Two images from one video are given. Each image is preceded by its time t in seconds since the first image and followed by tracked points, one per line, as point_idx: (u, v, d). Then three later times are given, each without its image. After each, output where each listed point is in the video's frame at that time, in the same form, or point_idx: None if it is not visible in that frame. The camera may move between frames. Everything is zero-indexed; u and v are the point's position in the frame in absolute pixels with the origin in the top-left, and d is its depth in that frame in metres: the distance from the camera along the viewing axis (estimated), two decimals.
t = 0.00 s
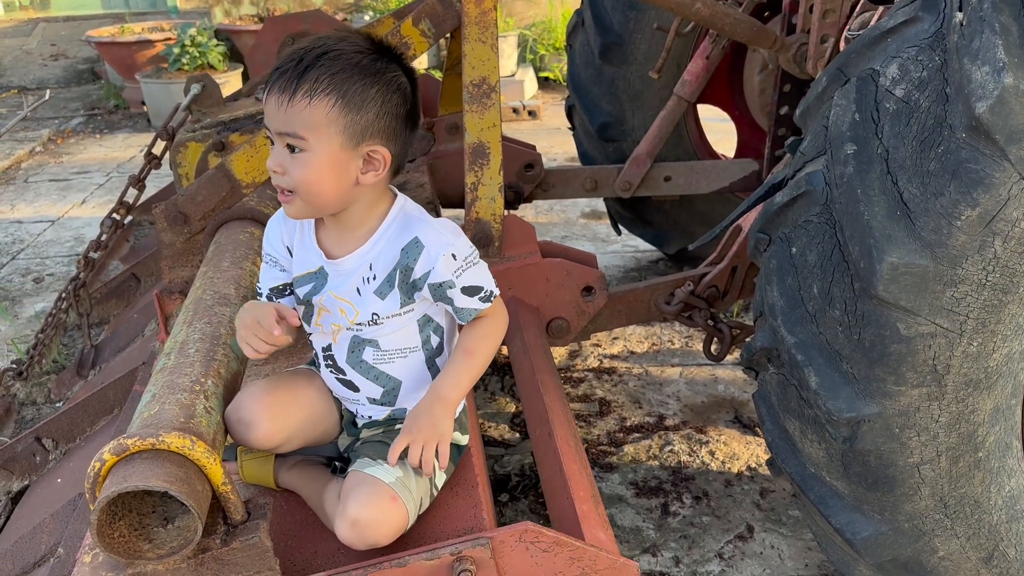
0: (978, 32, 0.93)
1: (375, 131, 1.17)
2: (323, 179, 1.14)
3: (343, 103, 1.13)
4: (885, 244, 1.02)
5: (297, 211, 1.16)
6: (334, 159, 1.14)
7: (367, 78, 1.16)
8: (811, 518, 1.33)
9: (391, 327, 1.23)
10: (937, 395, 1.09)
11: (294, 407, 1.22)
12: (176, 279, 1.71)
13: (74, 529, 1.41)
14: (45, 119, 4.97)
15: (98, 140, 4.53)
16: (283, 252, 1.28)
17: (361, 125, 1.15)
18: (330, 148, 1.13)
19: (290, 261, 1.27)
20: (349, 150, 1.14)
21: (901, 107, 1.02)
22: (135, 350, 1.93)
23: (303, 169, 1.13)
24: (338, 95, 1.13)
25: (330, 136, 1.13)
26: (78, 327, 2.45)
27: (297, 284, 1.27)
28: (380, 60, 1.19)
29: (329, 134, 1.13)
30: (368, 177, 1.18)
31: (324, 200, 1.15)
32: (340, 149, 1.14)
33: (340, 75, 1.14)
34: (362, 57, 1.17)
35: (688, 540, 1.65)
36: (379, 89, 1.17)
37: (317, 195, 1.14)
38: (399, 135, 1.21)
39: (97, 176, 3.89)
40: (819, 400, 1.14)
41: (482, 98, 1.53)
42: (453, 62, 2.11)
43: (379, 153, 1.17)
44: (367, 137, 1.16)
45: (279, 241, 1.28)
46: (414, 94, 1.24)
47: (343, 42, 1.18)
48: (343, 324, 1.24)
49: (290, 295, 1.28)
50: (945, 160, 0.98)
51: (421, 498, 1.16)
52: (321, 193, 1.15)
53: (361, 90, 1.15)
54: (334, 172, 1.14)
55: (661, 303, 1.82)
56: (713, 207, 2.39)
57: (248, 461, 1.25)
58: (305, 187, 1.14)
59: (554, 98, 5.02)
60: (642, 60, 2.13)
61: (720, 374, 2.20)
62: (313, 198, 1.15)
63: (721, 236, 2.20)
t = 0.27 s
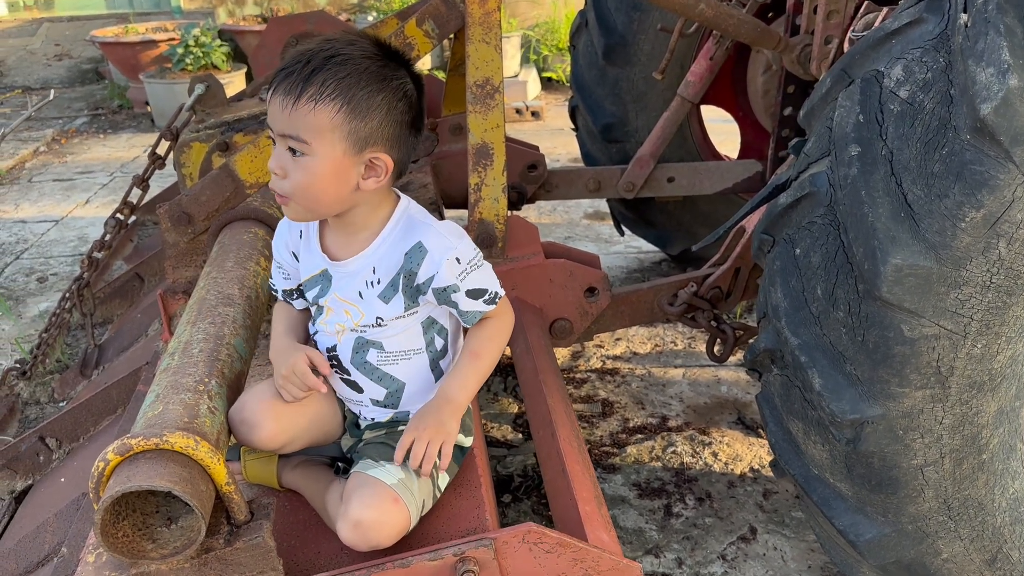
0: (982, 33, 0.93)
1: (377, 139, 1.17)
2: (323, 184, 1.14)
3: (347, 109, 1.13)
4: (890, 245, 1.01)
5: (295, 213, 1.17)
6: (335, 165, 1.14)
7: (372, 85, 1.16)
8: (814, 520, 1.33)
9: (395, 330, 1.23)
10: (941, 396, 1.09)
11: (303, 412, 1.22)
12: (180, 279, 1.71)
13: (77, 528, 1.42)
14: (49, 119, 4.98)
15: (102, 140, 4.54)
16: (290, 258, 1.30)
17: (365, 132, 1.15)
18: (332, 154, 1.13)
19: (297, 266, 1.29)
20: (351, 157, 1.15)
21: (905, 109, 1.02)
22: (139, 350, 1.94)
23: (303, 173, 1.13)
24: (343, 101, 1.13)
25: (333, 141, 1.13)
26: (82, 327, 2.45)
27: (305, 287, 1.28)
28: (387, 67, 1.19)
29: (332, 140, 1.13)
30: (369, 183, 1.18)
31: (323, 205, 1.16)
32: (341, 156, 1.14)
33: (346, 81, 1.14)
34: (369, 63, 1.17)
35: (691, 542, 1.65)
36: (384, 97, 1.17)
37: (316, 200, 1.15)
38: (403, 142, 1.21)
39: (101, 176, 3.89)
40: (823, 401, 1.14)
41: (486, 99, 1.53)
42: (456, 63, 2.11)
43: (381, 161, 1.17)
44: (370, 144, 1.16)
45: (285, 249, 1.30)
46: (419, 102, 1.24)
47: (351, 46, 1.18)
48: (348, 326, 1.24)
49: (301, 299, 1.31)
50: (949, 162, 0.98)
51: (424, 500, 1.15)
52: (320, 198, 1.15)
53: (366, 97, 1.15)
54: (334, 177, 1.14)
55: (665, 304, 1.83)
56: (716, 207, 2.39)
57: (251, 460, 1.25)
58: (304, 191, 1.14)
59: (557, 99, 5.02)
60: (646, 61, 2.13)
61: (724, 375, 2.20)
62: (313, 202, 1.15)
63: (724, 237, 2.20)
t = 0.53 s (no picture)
0: (986, 39, 0.93)
1: (399, 136, 1.18)
2: (355, 185, 1.14)
3: (373, 109, 1.14)
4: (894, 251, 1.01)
5: (324, 220, 1.16)
6: (365, 166, 1.14)
7: (391, 84, 1.17)
8: (817, 524, 1.33)
9: (401, 330, 1.23)
10: (945, 401, 1.09)
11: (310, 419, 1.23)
12: (185, 281, 1.72)
13: (82, 530, 1.42)
14: (53, 120, 5.00)
15: (105, 142, 4.55)
16: (296, 258, 1.30)
17: (389, 130, 1.16)
18: (362, 155, 1.14)
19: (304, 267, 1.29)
20: (378, 156, 1.16)
21: (910, 114, 1.02)
22: (143, 352, 1.94)
23: (335, 177, 1.13)
24: (368, 102, 1.13)
25: (363, 142, 1.13)
26: (86, 328, 2.46)
27: (311, 289, 1.29)
28: (396, 65, 1.21)
29: (362, 140, 1.13)
30: (393, 181, 1.19)
31: (354, 207, 1.16)
32: (372, 155, 1.15)
33: (369, 81, 1.14)
34: (383, 64, 1.18)
35: (694, 544, 1.65)
36: (401, 94, 1.19)
37: (349, 202, 1.15)
38: (416, 137, 1.23)
39: (104, 178, 3.90)
40: (826, 405, 1.14)
41: (490, 103, 1.53)
42: (460, 66, 2.12)
43: (403, 157, 1.19)
44: (394, 141, 1.17)
45: (293, 249, 1.30)
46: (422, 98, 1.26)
47: (358, 48, 1.19)
48: (354, 326, 1.24)
49: (307, 301, 1.31)
50: (952, 167, 0.98)
51: (428, 504, 1.16)
52: (352, 200, 1.15)
53: (387, 96, 1.16)
54: (365, 178, 1.15)
55: (667, 307, 1.81)
56: (719, 210, 2.39)
57: (256, 463, 1.25)
58: (337, 195, 1.13)
59: (560, 100, 5.03)
60: (649, 64, 2.13)
61: (726, 378, 2.20)
62: (345, 205, 1.15)
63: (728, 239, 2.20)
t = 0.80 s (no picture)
0: (988, 41, 0.93)
1: (413, 124, 1.22)
2: (393, 173, 1.16)
3: (395, 99, 1.16)
4: (896, 252, 1.01)
5: (367, 215, 1.16)
6: (396, 154, 1.17)
7: (400, 75, 1.20)
8: (819, 525, 1.33)
9: (405, 331, 1.23)
10: (947, 402, 1.09)
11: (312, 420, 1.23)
12: (187, 282, 1.72)
13: (84, 532, 1.42)
14: (55, 121, 5.00)
15: (108, 143, 4.56)
16: (300, 263, 1.30)
17: (409, 117, 1.20)
18: (393, 144, 1.16)
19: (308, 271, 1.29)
20: (403, 144, 1.18)
21: (912, 115, 1.03)
22: (146, 353, 1.95)
23: (376, 168, 1.14)
24: (391, 92, 1.16)
25: (393, 131, 1.16)
26: (88, 329, 2.47)
27: (315, 293, 1.29)
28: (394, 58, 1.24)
29: (392, 129, 1.15)
30: (413, 167, 1.22)
31: (391, 196, 1.17)
32: (400, 143, 1.17)
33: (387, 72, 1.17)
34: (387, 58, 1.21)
35: (696, 546, 1.65)
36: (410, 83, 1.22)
37: (389, 192, 1.16)
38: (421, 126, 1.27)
39: (107, 179, 3.91)
40: (828, 407, 1.14)
41: (492, 104, 1.53)
42: (462, 67, 2.12)
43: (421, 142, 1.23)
44: (413, 128, 1.21)
45: (297, 254, 1.31)
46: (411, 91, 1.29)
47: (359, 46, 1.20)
48: (358, 328, 1.25)
49: (310, 306, 1.31)
50: (954, 169, 0.98)
51: (430, 503, 1.16)
52: (389, 190, 1.16)
53: (400, 85, 1.19)
54: (396, 166, 1.17)
55: (669, 307, 1.82)
56: (721, 211, 2.39)
57: (259, 464, 1.26)
58: (379, 187, 1.15)
59: (562, 102, 5.03)
60: (651, 65, 2.13)
61: (728, 379, 2.20)
62: (385, 196, 1.16)
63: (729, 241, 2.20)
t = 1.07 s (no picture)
0: (987, 41, 0.93)
1: (408, 125, 1.22)
2: (387, 174, 1.16)
3: (390, 100, 1.17)
4: (895, 253, 1.01)
5: (361, 216, 1.16)
6: (391, 155, 1.17)
7: (393, 77, 1.20)
8: (819, 527, 1.32)
9: (400, 331, 1.23)
10: (946, 403, 1.09)
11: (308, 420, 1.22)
12: (187, 283, 1.72)
13: (83, 533, 1.43)
14: (56, 122, 5.01)
15: (109, 144, 4.56)
16: (293, 268, 1.29)
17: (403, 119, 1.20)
18: (389, 144, 1.16)
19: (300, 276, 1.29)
20: (398, 145, 1.18)
21: (911, 116, 1.02)
22: (145, 354, 1.95)
23: (371, 169, 1.14)
24: (385, 93, 1.16)
25: (388, 132, 1.16)
26: (88, 330, 2.47)
27: (309, 297, 1.28)
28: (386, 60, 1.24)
29: (387, 130, 1.16)
30: (406, 169, 1.22)
31: (386, 198, 1.17)
32: (395, 144, 1.17)
33: (381, 73, 1.17)
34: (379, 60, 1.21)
35: (696, 547, 1.65)
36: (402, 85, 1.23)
37: (384, 193, 1.16)
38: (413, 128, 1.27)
39: (107, 180, 3.91)
40: (828, 408, 1.13)
41: (492, 105, 1.53)
42: (462, 68, 2.12)
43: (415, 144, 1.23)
44: (407, 130, 1.21)
45: (288, 259, 1.30)
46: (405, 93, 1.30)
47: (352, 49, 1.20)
48: (353, 329, 1.24)
49: (304, 309, 1.31)
50: (953, 170, 0.98)
51: (429, 504, 1.16)
52: (385, 191, 1.17)
53: (395, 87, 1.19)
54: (392, 167, 1.17)
55: (669, 309, 1.82)
56: (721, 212, 2.39)
57: (258, 465, 1.26)
58: (374, 188, 1.15)
59: (562, 102, 5.03)
60: (651, 66, 2.13)
61: (729, 380, 2.20)
62: (380, 197, 1.16)
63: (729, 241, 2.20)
